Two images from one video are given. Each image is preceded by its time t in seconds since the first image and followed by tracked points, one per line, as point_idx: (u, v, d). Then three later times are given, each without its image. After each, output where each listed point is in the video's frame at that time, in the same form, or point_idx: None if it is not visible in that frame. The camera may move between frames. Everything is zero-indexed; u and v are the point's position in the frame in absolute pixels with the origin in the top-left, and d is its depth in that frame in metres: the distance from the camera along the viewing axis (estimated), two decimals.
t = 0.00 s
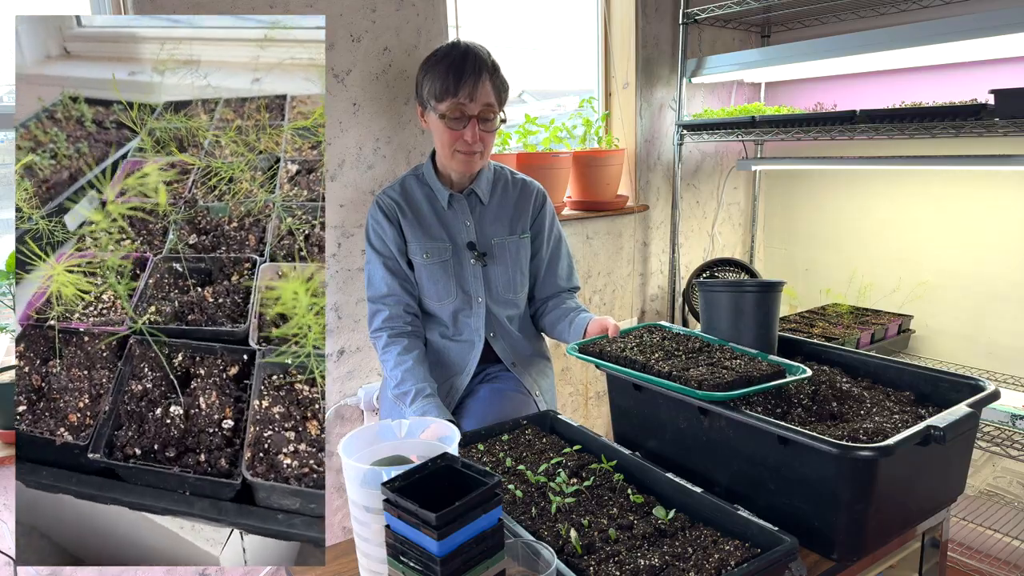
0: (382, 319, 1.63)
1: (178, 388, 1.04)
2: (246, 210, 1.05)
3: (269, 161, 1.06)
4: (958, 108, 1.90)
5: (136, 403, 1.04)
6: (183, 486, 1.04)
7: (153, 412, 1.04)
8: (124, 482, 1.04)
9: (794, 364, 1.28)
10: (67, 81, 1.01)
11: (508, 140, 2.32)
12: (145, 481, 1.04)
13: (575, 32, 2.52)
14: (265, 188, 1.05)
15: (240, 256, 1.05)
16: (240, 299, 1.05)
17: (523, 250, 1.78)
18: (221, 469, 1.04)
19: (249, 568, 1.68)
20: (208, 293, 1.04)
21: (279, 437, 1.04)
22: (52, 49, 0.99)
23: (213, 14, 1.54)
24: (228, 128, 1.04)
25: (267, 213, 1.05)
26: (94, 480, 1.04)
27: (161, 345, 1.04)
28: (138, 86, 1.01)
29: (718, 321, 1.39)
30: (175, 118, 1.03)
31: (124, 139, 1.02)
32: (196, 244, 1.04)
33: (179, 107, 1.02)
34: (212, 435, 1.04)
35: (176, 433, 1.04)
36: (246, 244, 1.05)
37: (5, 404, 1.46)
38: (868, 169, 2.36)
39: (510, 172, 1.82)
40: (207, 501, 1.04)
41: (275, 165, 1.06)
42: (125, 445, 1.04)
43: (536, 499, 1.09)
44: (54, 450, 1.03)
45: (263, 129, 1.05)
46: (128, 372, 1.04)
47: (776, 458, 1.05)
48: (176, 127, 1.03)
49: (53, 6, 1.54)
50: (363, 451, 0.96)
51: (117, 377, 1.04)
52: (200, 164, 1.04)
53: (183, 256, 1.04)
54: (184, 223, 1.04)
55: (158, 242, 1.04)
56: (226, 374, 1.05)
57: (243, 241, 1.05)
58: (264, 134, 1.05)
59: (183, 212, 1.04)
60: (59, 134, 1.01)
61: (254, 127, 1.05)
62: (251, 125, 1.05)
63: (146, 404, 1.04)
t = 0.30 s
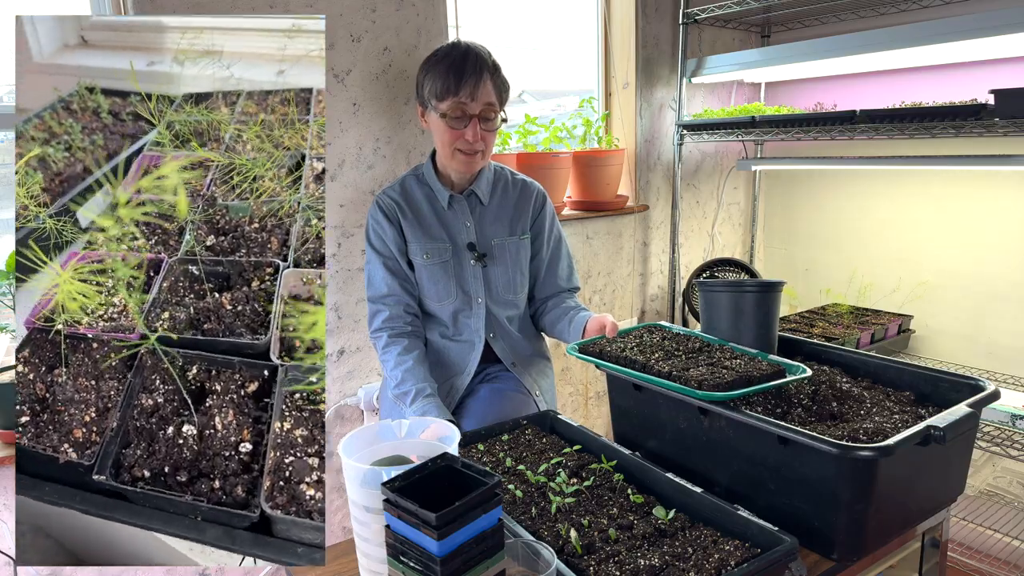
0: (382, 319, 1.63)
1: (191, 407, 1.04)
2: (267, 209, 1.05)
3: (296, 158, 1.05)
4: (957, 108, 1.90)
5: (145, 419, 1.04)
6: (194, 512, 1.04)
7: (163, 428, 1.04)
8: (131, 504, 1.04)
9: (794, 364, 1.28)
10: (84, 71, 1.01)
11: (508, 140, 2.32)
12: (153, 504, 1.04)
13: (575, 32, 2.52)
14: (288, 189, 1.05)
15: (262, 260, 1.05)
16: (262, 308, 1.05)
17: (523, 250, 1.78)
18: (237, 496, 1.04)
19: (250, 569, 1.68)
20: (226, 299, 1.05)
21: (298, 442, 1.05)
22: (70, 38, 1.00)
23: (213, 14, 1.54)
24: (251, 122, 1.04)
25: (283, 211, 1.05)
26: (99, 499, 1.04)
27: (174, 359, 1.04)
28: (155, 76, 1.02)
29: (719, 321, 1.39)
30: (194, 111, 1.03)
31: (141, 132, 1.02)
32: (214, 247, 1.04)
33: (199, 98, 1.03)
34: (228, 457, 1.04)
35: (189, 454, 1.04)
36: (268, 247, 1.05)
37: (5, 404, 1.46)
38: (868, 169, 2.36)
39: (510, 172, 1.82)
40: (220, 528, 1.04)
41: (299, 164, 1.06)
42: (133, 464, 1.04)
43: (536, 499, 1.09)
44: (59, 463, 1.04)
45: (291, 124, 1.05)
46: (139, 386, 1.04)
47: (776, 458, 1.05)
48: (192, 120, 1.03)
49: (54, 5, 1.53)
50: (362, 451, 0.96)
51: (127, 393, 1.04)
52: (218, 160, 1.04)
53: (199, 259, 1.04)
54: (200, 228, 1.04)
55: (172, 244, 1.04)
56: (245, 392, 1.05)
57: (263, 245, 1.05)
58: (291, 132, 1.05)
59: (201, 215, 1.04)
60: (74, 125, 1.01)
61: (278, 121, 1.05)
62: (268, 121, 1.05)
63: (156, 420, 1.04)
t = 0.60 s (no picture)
0: (382, 319, 1.63)
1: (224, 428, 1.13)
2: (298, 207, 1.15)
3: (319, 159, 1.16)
4: (958, 108, 1.90)
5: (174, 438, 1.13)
6: (229, 541, 1.13)
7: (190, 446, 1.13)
8: (161, 531, 1.12)
9: (794, 364, 1.28)
10: (97, 63, 1.08)
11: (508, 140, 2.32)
12: (184, 532, 1.12)
13: (575, 32, 2.52)
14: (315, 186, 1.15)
15: (296, 266, 1.16)
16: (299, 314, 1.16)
17: (522, 251, 1.78)
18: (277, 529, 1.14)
19: (250, 569, 1.68)
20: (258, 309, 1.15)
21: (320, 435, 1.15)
22: (82, 29, 1.07)
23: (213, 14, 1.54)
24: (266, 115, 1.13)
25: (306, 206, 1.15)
26: (127, 527, 1.12)
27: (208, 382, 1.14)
28: (172, 67, 1.09)
29: (719, 321, 1.39)
30: (212, 103, 1.11)
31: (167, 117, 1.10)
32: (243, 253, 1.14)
33: (219, 91, 1.11)
34: (267, 484, 1.14)
35: (225, 480, 1.13)
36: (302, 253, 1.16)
37: (6, 403, 1.46)
38: (868, 169, 2.36)
39: (510, 173, 1.82)
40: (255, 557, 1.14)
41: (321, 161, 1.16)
42: (165, 490, 1.12)
43: (536, 499, 1.09)
44: (85, 487, 1.12)
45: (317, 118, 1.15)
46: (168, 406, 1.13)
47: (776, 458, 1.05)
48: (212, 112, 1.11)
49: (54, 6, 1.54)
50: (362, 451, 0.96)
51: (155, 415, 1.13)
52: (242, 156, 1.12)
53: (231, 275, 1.14)
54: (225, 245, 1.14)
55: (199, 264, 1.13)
56: (281, 414, 1.15)
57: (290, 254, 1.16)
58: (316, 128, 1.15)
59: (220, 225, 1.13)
60: (87, 120, 1.09)
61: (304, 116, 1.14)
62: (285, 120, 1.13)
63: (189, 444, 1.13)
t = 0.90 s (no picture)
0: (382, 320, 1.63)
1: (244, 450, 1.13)
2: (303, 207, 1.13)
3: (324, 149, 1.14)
4: (958, 108, 1.90)
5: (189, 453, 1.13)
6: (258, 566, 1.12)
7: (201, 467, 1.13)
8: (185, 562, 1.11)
9: (794, 364, 1.28)
10: (83, 59, 1.08)
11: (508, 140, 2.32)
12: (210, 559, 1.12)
13: (575, 32, 2.52)
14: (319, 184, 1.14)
15: (308, 271, 1.14)
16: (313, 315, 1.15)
17: (521, 251, 1.78)
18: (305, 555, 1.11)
19: (250, 569, 1.67)
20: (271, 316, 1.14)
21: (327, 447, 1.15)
22: (65, 23, 1.06)
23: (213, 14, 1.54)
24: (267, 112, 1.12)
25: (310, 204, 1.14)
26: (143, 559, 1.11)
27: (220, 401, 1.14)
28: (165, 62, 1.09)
29: (719, 321, 1.39)
30: (205, 99, 1.10)
31: (164, 111, 1.10)
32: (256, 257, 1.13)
33: (216, 86, 1.10)
34: (294, 510, 1.13)
35: (249, 508, 1.13)
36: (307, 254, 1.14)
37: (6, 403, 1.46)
38: (867, 169, 2.36)
39: (508, 173, 1.82)
40: None
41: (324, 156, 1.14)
42: (185, 521, 1.12)
43: (536, 499, 1.09)
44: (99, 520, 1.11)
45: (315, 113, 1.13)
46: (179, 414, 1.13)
47: (776, 458, 1.05)
48: (208, 109, 1.10)
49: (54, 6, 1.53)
50: (362, 451, 0.96)
51: (169, 441, 1.12)
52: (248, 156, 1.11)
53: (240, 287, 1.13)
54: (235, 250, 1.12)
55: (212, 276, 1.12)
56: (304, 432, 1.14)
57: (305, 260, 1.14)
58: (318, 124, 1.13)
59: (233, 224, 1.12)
60: (75, 117, 1.08)
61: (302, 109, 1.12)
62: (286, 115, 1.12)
63: (208, 469, 1.13)
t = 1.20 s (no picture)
0: (381, 321, 1.63)
1: (259, 471, 1.17)
2: (295, 202, 1.16)
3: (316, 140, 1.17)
4: (957, 108, 1.90)
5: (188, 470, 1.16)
6: None
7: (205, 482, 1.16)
8: None
9: (794, 364, 1.28)
10: (47, 54, 1.09)
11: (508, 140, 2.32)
12: None
13: (575, 32, 2.52)
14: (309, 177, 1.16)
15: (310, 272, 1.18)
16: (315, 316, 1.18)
17: (519, 251, 1.78)
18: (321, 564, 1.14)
19: (250, 569, 1.67)
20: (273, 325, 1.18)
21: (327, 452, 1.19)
22: (28, 20, 1.08)
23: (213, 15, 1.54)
24: (249, 102, 1.14)
25: (301, 198, 1.16)
26: None
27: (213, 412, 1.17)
28: (131, 55, 1.10)
29: (719, 321, 1.39)
30: (189, 91, 1.12)
31: (134, 106, 1.12)
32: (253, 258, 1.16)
33: (190, 77, 1.12)
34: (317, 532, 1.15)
35: (271, 533, 1.16)
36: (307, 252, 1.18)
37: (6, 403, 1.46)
38: (867, 169, 2.36)
39: (505, 173, 1.82)
40: None
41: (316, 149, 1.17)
42: (203, 551, 1.15)
43: (536, 499, 1.09)
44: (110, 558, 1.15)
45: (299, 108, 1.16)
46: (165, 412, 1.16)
47: (776, 458, 1.05)
48: (179, 103, 1.12)
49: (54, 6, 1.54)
50: (363, 451, 0.96)
51: (178, 467, 1.16)
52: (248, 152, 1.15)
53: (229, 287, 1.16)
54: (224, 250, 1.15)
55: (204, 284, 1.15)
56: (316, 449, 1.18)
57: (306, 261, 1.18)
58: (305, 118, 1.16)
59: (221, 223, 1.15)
60: (42, 114, 1.10)
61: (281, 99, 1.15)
62: (271, 104, 1.15)
63: (224, 494, 1.16)
